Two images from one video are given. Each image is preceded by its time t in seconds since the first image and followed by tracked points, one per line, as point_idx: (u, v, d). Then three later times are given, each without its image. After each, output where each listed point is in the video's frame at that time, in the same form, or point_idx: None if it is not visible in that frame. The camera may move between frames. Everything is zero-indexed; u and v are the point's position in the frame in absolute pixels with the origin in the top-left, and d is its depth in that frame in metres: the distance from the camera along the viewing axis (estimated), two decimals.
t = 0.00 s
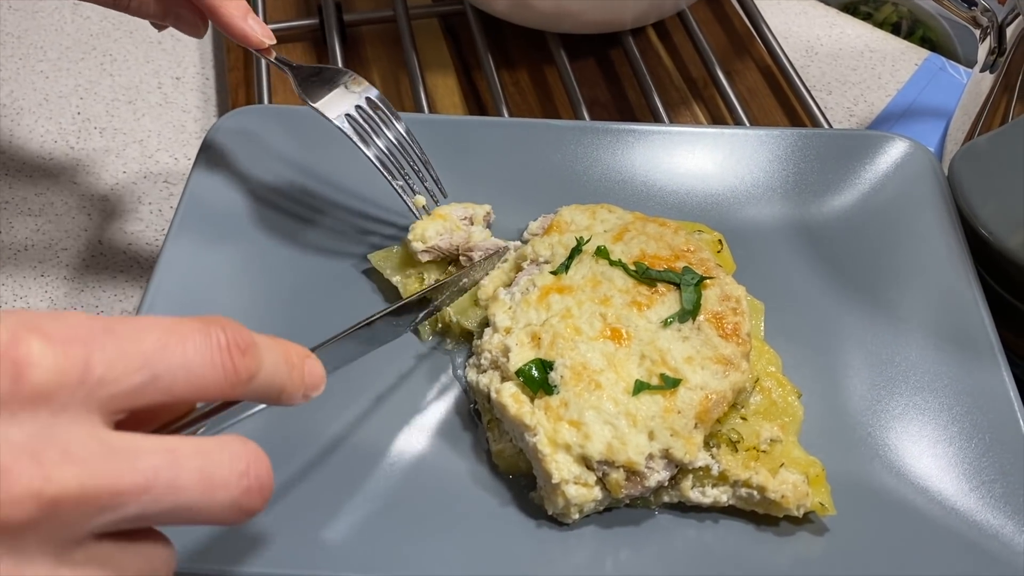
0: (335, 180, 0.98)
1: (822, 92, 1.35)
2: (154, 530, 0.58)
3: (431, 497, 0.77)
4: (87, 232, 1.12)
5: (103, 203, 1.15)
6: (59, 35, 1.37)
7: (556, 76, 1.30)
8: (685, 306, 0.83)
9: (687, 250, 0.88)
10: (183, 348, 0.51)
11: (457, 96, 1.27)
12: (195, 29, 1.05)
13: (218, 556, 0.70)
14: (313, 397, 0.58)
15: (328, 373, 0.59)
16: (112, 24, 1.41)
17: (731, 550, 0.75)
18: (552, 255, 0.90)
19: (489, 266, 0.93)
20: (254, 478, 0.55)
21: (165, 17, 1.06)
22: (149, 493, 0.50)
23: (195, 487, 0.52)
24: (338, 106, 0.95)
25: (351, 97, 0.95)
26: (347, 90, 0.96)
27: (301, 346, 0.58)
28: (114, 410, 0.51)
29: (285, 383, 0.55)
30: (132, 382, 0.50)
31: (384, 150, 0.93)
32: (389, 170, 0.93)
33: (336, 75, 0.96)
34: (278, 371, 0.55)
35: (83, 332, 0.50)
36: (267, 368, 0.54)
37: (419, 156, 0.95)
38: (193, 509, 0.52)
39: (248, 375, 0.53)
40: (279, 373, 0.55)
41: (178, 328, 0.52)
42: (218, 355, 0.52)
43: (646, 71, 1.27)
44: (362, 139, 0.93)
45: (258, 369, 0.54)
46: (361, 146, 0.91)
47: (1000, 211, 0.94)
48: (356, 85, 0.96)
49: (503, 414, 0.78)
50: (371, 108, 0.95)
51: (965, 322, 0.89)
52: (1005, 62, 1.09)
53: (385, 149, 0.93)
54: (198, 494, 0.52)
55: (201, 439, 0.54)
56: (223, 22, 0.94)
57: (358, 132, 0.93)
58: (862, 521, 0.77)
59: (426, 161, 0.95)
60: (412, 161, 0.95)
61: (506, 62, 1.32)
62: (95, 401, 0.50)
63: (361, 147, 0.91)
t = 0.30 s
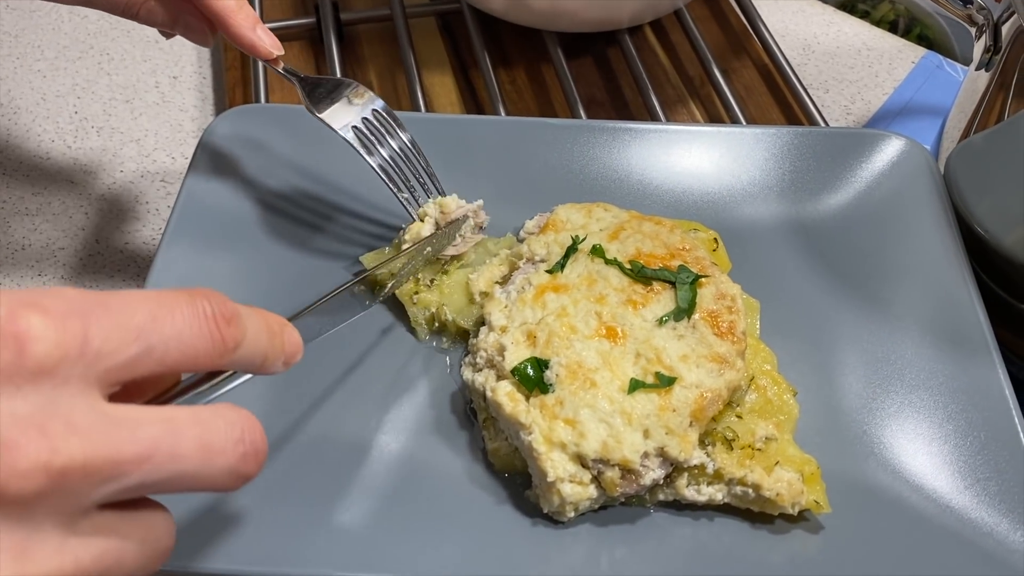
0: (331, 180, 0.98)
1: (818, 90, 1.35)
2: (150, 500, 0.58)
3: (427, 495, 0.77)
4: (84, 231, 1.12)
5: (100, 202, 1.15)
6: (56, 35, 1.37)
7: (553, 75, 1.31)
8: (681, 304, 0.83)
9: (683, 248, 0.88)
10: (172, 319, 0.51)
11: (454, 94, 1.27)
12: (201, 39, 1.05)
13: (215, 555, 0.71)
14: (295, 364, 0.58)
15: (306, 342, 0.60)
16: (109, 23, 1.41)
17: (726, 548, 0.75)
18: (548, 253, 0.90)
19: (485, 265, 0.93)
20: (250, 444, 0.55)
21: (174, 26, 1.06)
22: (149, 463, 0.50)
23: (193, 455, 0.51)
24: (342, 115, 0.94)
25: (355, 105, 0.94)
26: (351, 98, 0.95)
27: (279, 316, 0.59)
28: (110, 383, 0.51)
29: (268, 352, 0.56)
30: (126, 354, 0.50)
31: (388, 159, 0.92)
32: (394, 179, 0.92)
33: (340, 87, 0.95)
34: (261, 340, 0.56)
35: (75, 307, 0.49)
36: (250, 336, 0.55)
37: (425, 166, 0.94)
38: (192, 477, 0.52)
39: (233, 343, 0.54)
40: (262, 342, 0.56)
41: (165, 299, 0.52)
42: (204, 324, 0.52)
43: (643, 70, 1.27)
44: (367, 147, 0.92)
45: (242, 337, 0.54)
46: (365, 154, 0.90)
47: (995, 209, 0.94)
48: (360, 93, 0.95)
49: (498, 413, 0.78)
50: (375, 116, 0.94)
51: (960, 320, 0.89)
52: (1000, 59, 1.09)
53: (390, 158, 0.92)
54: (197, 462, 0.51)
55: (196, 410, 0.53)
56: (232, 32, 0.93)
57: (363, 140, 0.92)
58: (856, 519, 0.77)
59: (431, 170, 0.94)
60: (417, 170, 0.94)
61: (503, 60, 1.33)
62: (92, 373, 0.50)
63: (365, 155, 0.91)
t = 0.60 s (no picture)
0: (329, 177, 0.98)
1: (818, 85, 1.35)
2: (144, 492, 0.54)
3: (425, 490, 0.77)
4: (82, 228, 1.11)
5: (97, 198, 1.15)
6: (54, 30, 1.36)
7: (552, 70, 1.30)
8: (680, 299, 0.82)
9: (682, 243, 0.88)
10: (159, 297, 0.49)
11: (453, 90, 1.26)
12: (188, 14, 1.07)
13: (211, 551, 0.70)
14: (279, 354, 0.58)
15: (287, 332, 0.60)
16: (107, 18, 1.40)
17: (725, 544, 0.75)
18: (546, 248, 0.89)
19: (483, 259, 0.92)
20: (248, 430, 0.52)
21: None
22: (139, 446, 0.47)
23: (186, 438, 0.48)
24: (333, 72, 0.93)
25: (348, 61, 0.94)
26: (343, 54, 0.95)
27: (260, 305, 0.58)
28: (94, 362, 0.47)
29: (254, 337, 0.55)
30: (110, 332, 0.47)
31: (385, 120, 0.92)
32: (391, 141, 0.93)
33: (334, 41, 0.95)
34: (247, 325, 0.54)
35: (54, 282, 0.46)
36: (236, 320, 0.53)
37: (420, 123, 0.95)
38: (185, 462, 0.49)
39: (221, 325, 0.52)
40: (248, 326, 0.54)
41: (148, 278, 0.50)
42: (192, 304, 0.50)
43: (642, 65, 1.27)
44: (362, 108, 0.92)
45: (230, 320, 0.53)
46: (364, 116, 0.90)
47: (997, 204, 0.93)
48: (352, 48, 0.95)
49: (496, 408, 0.78)
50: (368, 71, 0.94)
51: (961, 314, 0.88)
52: (1000, 53, 1.09)
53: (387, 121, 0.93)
54: (191, 446, 0.49)
55: (186, 394, 0.50)
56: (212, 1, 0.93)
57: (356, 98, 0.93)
58: (857, 514, 0.77)
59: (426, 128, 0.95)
60: (413, 129, 0.95)
61: (502, 55, 1.32)
62: (76, 351, 0.46)
63: (363, 116, 0.90)
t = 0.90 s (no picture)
0: (326, 171, 0.97)
1: (820, 80, 1.34)
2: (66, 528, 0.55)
3: (422, 485, 0.76)
4: (79, 223, 1.11)
5: (94, 193, 1.14)
6: (52, 25, 1.36)
7: (552, 64, 1.29)
8: (680, 293, 0.82)
9: (682, 237, 0.87)
10: (111, 330, 0.48)
11: (452, 84, 1.26)
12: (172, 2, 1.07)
13: (207, 546, 0.69)
14: (249, 382, 0.55)
15: (264, 355, 0.57)
16: (104, 13, 1.39)
17: (725, 540, 0.74)
18: (545, 243, 0.88)
19: (482, 254, 0.92)
20: (186, 465, 0.52)
21: None
22: (70, 486, 0.46)
23: (120, 477, 0.48)
24: (308, 90, 0.90)
25: (324, 81, 0.91)
26: (320, 74, 0.91)
27: (236, 327, 0.56)
28: (34, 395, 0.47)
29: (219, 366, 0.53)
30: (53, 365, 0.47)
31: (351, 135, 0.89)
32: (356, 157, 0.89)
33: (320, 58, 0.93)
34: (212, 354, 0.53)
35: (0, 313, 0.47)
36: (199, 350, 0.52)
37: (390, 142, 0.91)
38: (120, 500, 0.48)
39: (180, 359, 0.50)
40: (213, 355, 0.53)
41: (107, 307, 0.49)
42: (146, 338, 0.49)
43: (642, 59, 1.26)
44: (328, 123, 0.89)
45: (190, 352, 0.51)
46: (326, 130, 0.87)
47: (1000, 197, 0.92)
48: (330, 70, 0.92)
49: (495, 403, 0.78)
50: (343, 93, 0.91)
51: (963, 309, 0.88)
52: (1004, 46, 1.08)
53: (353, 136, 0.89)
54: (126, 485, 0.48)
55: (129, 426, 0.50)
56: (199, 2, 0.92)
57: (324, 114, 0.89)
58: (857, 509, 0.76)
59: (395, 148, 0.91)
60: (382, 147, 0.91)
61: (501, 50, 1.31)
62: (11, 385, 0.46)
63: (325, 130, 0.87)
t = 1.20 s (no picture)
0: (321, 173, 0.97)
1: (815, 81, 1.34)
2: None
3: (414, 485, 0.77)
4: (77, 224, 1.11)
5: (92, 194, 1.15)
6: (50, 27, 1.36)
7: (547, 65, 1.30)
8: (671, 294, 0.82)
9: (673, 238, 0.88)
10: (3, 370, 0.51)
11: (448, 85, 1.26)
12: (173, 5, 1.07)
13: (200, 544, 0.70)
14: (149, 404, 0.58)
15: (167, 380, 0.59)
16: (102, 15, 1.40)
17: (715, 539, 0.75)
18: (539, 244, 0.89)
19: (476, 255, 0.92)
20: (64, 486, 0.55)
21: None
22: None
23: None
24: (307, 99, 0.90)
25: (323, 91, 0.91)
26: (319, 83, 0.92)
27: (141, 354, 0.58)
28: None
29: (114, 398, 0.55)
30: None
31: (347, 144, 0.89)
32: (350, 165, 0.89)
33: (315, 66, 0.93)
34: (108, 387, 0.55)
35: None
36: (94, 384, 0.54)
37: (385, 151, 0.91)
38: None
39: (69, 398, 0.53)
40: (111, 388, 0.55)
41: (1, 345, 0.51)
42: (37, 378, 0.52)
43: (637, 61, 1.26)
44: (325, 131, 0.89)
45: (82, 391, 0.54)
46: (322, 138, 0.87)
47: (990, 198, 0.93)
48: (329, 79, 0.92)
49: (487, 403, 0.78)
50: (342, 103, 0.91)
51: (953, 309, 0.88)
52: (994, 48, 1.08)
53: (349, 144, 0.89)
54: None
55: (8, 449, 0.53)
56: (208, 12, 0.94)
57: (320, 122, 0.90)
58: (845, 507, 0.77)
59: (391, 157, 0.92)
60: (377, 157, 0.91)
61: (497, 51, 1.32)
62: None
63: (321, 138, 0.87)
